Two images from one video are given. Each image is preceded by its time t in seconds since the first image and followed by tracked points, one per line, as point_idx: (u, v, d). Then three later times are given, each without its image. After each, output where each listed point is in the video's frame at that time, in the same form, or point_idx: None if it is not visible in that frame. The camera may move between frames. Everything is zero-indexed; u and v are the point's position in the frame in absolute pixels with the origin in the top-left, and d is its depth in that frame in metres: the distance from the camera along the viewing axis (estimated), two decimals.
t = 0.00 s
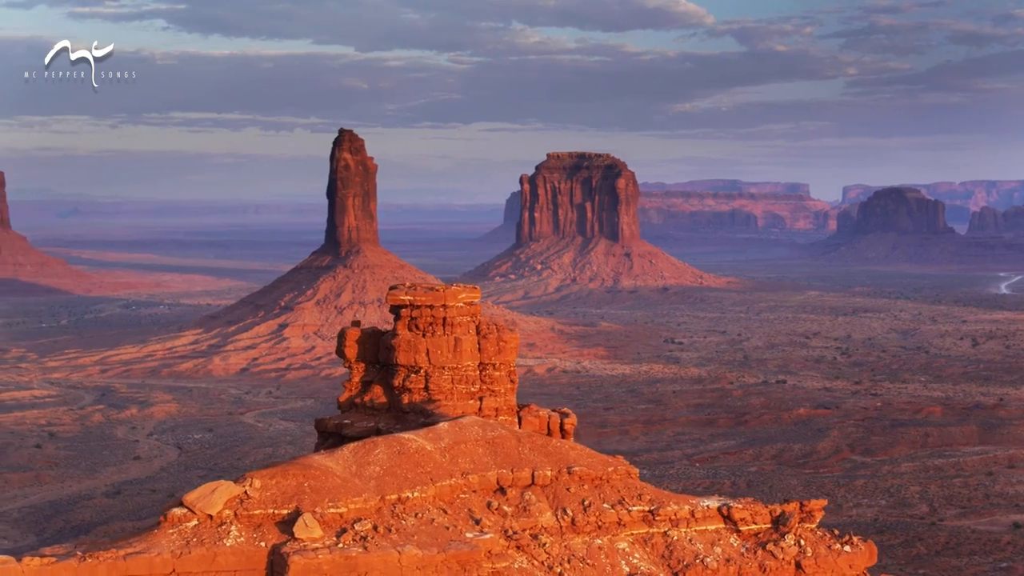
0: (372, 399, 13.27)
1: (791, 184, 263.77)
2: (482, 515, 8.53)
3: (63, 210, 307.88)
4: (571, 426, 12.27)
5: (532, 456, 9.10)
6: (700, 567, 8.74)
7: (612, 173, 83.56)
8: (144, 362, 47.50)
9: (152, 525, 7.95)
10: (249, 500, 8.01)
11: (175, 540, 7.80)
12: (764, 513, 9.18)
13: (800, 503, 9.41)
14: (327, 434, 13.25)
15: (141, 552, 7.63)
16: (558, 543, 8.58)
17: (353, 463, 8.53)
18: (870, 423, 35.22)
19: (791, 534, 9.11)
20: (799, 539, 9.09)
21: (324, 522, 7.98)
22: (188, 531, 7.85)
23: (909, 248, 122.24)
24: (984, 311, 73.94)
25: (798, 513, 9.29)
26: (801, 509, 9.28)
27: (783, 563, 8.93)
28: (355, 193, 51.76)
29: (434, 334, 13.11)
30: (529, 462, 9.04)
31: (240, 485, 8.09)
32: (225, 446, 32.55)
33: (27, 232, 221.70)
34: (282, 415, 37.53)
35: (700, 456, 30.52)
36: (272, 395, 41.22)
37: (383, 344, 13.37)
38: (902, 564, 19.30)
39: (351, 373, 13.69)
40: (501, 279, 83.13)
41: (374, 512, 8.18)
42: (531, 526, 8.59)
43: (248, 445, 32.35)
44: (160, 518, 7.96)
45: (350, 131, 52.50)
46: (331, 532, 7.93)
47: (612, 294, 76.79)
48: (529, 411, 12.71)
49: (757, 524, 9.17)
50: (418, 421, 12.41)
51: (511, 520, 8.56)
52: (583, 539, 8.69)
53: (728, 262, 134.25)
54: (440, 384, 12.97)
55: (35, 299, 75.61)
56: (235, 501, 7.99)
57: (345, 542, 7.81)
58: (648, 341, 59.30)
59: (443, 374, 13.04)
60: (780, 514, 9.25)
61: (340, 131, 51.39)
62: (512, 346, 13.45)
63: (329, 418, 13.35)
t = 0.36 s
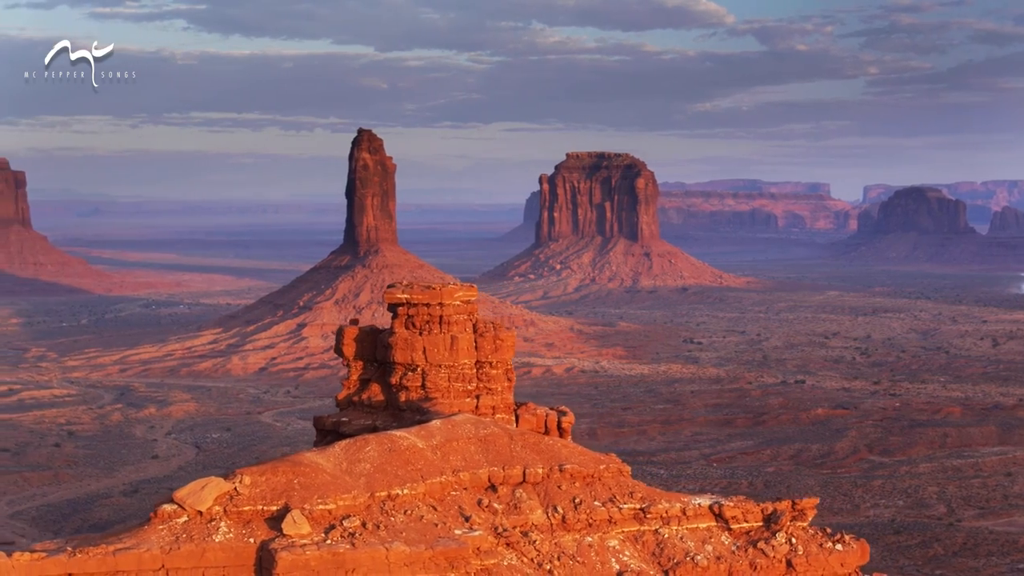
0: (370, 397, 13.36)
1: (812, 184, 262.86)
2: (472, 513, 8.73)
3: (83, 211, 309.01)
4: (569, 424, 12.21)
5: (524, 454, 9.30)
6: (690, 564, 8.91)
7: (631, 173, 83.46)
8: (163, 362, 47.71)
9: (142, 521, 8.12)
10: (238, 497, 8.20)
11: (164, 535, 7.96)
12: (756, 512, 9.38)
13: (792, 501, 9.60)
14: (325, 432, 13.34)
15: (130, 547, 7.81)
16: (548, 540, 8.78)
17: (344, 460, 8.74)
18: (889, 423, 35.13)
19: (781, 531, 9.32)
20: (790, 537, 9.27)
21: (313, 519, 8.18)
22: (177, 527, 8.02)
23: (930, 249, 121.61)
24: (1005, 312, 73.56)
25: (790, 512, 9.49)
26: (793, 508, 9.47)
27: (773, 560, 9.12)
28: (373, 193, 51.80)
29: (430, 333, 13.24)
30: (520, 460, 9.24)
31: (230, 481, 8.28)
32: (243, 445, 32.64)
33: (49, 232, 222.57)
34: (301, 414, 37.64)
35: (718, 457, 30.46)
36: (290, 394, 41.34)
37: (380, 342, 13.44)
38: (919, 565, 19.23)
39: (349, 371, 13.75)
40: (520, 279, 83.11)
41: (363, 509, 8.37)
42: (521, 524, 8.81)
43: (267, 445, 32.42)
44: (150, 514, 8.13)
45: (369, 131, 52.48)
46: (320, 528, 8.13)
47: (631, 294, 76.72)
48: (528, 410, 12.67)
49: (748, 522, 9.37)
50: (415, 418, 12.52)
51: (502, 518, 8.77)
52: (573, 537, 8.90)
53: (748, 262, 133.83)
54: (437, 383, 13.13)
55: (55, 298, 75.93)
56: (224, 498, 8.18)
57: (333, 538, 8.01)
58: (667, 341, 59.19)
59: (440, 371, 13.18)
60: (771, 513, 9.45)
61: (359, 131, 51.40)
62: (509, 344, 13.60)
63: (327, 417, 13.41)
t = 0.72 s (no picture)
0: (368, 395, 13.35)
1: (832, 184, 261.75)
2: (463, 510, 8.74)
3: (104, 210, 310.34)
4: (566, 422, 12.14)
5: (516, 451, 9.31)
6: (681, 563, 8.91)
7: (651, 173, 83.37)
8: (182, 361, 47.89)
9: (133, 518, 8.18)
10: (229, 494, 8.25)
11: (155, 531, 8.01)
12: (747, 510, 9.39)
13: (784, 500, 9.61)
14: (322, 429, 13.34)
15: (121, 542, 7.86)
16: (539, 538, 8.79)
17: (336, 457, 8.76)
18: (908, 424, 35.03)
19: (773, 530, 9.31)
20: (781, 536, 9.28)
21: (302, 516, 8.20)
22: (168, 523, 8.07)
23: (951, 249, 121.07)
24: None
25: (782, 510, 9.49)
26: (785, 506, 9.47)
27: (765, 558, 9.11)
28: (392, 193, 52.09)
29: (428, 330, 13.36)
30: (513, 458, 9.25)
31: (221, 479, 8.33)
32: (261, 445, 32.71)
33: (71, 232, 223.55)
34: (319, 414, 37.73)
35: (735, 457, 30.41)
36: (308, 393, 41.46)
37: (378, 340, 13.49)
38: (936, 566, 19.17)
39: (347, 369, 13.75)
40: (540, 279, 83.08)
41: (354, 506, 8.40)
42: (512, 522, 8.82)
43: (285, 444, 32.50)
44: (141, 511, 8.18)
45: (388, 131, 52.71)
46: (310, 525, 8.16)
47: (650, 294, 76.65)
48: (524, 407, 12.66)
49: (740, 521, 9.37)
50: (414, 415, 12.55)
51: (493, 516, 8.79)
52: (564, 535, 8.90)
53: (768, 262, 133.49)
54: (434, 381, 13.19)
55: (75, 298, 76.25)
56: (215, 494, 8.22)
57: (323, 534, 8.03)
58: (685, 341, 59.10)
59: (437, 370, 13.26)
60: (763, 511, 9.44)
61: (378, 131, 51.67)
62: (506, 343, 13.76)
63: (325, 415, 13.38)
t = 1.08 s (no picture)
0: (367, 394, 13.38)
1: (851, 184, 260.88)
2: (455, 508, 8.76)
3: (124, 210, 311.26)
4: (565, 421, 12.03)
5: (510, 450, 9.33)
6: (673, 561, 8.89)
7: (668, 172, 83.26)
8: (199, 360, 48.04)
9: (127, 515, 8.22)
10: (222, 491, 8.28)
11: (148, 528, 8.06)
12: (742, 508, 9.35)
13: (779, 498, 9.58)
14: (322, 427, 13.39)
15: (114, 540, 7.90)
16: (531, 536, 8.80)
17: (329, 455, 8.79)
18: (925, 424, 34.92)
19: (767, 528, 9.28)
20: (775, 533, 9.24)
21: (293, 512, 8.22)
22: (161, 520, 8.11)
23: (970, 249, 120.56)
24: None
25: (776, 508, 9.45)
26: (779, 505, 9.44)
27: (758, 555, 9.08)
28: (409, 192, 52.27)
29: (426, 329, 13.32)
30: (506, 457, 9.28)
31: (214, 476, 8.36)
32: (277, 444, 32.75)
33: (91, 232, 224.39)
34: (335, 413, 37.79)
35: (751, 457, 30.34)
36: (324, 393, 41.54)
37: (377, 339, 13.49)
38: (951, 566, 19.10)
39: (347, 368, 13.78)
40: (557, 278, 83.08)
41: (346, 504, 8.42)
42: (505, 519, 8.83)
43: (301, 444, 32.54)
44: (135, 507, 8.23)
45: (404, 130, 52.52)
46: (301, 522, 8.19)
47: (667, 294, 76.57)
48: (522, 406, 12.63)
49: (734, 519, 9.33)
50: (411, 413, 12.54)
51: (486, 514, 8.80)
52: (557, 532, 8.90)
53: (786, 261, 133.15)
54: (432, 379, 13.15)
55: (94, 298, 76.54)
56: (208, 491, 8.25)
57: (313, 531, 8.05)
58: (702, 340, 59.02)
59: (436, 368, 13.22)
60: (757, 509, 9.41)
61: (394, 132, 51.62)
62: (505, 341, 13.64)
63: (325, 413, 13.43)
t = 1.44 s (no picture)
0: (367, 392, 13.40)
1: (872, 183, 259.54)
2: (447, 506, 8.93)
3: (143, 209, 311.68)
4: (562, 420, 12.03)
5: (503, 448, 9.47)
6: (665, 559, 9.08)
7: (687, 172, 83.15)
8: (218, 359, 48.22)
9: (124, 511, 8.52)
10: (214, 488, 8.57)
11: (141, 525, 8.36)
12: (734, 506, 9.45)
13: (771, 496, 9.70)
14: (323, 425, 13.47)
15: (109, 536, 8.23)
16: (524, 534, 9.00)
17: (323, 453, 8.97)
18: (943, 424, 34.79)
19: (759, 527, 9.42)
20: (767, 533, 9.39)
21: (285, 509, 8.45)
22: (156, 517, 8.41)
23: (991, 248, 119.83)
24: None
25: (769, 507, 9.57)
26: (772, 504, 9.58)
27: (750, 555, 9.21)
28: (427, 191, 52.43)
29: (424, 328, 13.20)
30: (500, 455, 9.41)
31: (206, 473, 8.66)
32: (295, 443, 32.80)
33: (111, 231, 224.40)
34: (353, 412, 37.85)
35: (768, 457, 30.28)
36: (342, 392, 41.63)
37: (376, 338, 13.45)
38: (968, 566, 19.08)
39: (347, 367, 13.80)
40: (575, 278, 83.01)
41: (337, 502, 8.63)
42: (497, 516, 9.00)
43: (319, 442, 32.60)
44: (131, 505, 8.51)
45: (424, 130, 52.96)
46: (293, 516, 8.43)
47: (686, 293, 76.37)
48: (522, 404, 12.59)
49: (726, 517, 9.44)
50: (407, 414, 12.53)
51: (478, 512, 8.97)
52: (549, 530, 9.07)
53: (806, 261, 132.58)
54: (430, 378, 13.03)
55: (114, 297, 76.74)
56: (201, 489, 8.56)
57: (304, 528, 8.28)
58: (721, 340, 58.90)
59: (434, 367, 13.10)
60: (750, 507, 9.53)
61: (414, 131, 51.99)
62: (503, 340, 13.40)
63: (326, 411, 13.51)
